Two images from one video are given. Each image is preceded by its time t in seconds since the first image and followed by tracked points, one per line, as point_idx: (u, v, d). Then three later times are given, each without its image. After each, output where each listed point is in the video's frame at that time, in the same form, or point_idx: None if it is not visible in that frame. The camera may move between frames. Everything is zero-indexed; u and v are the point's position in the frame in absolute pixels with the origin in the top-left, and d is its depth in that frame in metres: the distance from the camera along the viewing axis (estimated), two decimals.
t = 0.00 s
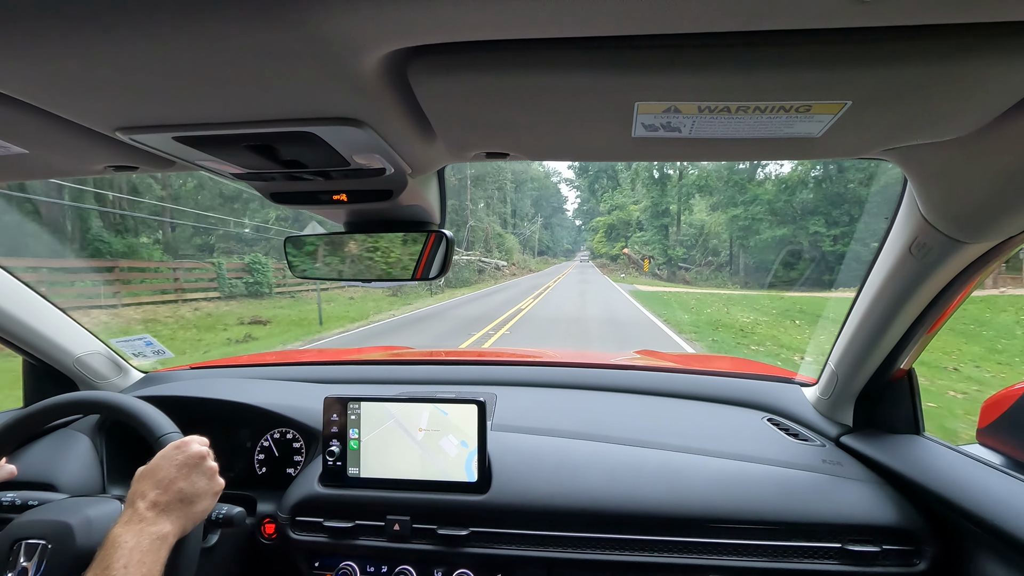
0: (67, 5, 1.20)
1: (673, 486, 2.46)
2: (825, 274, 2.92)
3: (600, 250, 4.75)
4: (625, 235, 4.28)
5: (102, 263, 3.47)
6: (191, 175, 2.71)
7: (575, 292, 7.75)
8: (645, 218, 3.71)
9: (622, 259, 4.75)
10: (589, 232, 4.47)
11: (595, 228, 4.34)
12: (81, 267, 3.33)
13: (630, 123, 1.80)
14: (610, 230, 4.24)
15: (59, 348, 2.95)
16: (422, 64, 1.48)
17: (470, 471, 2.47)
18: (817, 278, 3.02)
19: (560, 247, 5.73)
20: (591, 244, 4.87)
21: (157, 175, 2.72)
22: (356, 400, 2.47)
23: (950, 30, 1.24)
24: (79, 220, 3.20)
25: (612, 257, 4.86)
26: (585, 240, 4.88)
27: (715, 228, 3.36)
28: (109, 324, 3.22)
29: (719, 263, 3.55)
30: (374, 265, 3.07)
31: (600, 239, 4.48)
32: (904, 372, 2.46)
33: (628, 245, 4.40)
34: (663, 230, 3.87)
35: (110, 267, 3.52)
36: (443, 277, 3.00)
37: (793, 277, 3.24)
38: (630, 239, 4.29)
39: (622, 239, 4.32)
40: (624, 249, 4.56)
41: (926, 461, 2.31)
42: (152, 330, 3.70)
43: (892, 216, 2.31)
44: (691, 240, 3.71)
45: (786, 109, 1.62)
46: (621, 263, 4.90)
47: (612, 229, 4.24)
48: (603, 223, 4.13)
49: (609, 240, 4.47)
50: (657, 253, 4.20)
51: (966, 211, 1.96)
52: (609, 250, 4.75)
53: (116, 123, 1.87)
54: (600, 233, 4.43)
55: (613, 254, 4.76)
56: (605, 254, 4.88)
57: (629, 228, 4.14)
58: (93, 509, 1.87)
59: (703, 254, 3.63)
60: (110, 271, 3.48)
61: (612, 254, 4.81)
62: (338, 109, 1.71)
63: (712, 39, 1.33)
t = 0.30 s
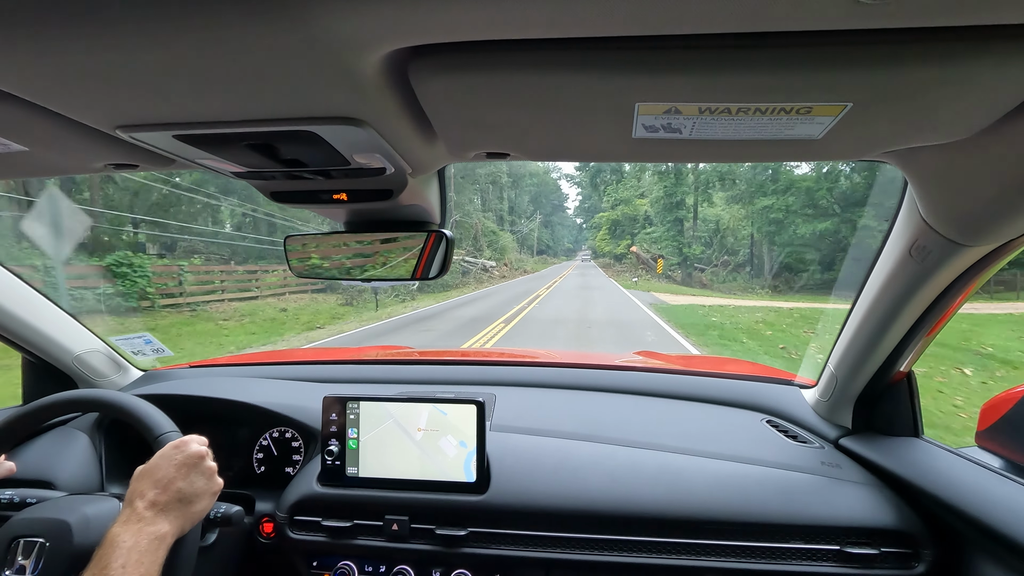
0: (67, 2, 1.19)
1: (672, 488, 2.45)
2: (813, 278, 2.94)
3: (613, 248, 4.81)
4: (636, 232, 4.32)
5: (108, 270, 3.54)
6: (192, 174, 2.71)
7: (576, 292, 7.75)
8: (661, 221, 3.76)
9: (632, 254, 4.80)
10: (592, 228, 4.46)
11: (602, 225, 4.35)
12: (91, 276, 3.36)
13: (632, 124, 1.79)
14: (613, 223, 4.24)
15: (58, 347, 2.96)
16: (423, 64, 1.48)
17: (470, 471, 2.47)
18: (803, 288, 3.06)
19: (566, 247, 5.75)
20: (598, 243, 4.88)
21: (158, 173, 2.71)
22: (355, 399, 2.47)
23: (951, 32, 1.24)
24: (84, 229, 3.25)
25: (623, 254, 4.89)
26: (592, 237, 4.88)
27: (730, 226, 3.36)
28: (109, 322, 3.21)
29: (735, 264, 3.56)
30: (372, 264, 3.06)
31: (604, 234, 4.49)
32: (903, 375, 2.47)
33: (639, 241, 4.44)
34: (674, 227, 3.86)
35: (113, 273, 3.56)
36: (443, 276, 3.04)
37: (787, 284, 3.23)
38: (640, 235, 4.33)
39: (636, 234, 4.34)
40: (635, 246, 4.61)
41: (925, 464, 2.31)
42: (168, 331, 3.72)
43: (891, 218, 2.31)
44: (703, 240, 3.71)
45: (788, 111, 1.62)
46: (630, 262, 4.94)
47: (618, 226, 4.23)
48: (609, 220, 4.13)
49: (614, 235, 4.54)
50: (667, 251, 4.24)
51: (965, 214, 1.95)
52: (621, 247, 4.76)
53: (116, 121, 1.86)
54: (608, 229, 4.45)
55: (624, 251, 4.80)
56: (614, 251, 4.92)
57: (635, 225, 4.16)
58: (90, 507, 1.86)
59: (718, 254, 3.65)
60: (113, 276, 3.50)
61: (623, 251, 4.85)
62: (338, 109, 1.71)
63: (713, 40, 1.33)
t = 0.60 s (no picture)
0: (66, 7, 1.19)
1: (673, 489, 2.45)
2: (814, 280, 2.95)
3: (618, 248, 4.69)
4: (645, 230, 4.18)
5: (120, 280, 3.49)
6: (192, 177, 2.72)
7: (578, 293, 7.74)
8: (676, 220, 3.67)
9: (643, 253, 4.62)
10: (594, 227, 4.42)
11: (609, 224, 4.25)
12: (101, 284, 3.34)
13: (632, 124, 1.79)
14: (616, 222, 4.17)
15: (60, 349, 2.95)
16: (421, 66, 1.48)
17: (470, 472, 2.46)
18: (806, 289, 3.03)
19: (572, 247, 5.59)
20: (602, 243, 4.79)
21: (158, 175, 2.72)
22: (356, 401, 2.46)
23: (951, 32, 1.24)
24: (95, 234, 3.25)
25: (633, 254, 4.72)
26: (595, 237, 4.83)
27: (741, 219, 3.25)
28: (109, 326, 3.21)
29: (757, 264, 3.35)
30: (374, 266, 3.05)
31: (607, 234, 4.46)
32: (904, 375, 2.47)
33: (651, 240, 4.27)
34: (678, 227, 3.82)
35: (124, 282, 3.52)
36: (444, 278, 3.02)
37: (785, 284, 3.21)
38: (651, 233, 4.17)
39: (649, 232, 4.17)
40: (648, 245, 4.41)
41: (925, 464, 2.30)
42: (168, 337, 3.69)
43: (893, 219, 2.30)
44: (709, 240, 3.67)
45: (788, 112, 1.62)
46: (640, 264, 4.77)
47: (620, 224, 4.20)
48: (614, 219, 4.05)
49: (618, 233, 4.42)
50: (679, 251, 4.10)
51: (967, 215, 1.95)
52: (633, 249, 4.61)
53: (116, 124, 1.87)
54: (612, 229, 4.38)
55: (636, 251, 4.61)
56: (623, 252, 4.75)
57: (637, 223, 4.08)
58: (90, 509, 1.86)
59: (734, 253, 3.53)
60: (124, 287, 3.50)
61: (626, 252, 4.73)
62: (337, 111, 1.71)
63: (714, 41, 1.32)
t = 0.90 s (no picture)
0: (66, 7, 1.19)
1: (676, 486, 2.45)
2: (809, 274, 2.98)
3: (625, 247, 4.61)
4: (656, 226, 4.10)
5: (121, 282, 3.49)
6: (192, 177, 2.72)
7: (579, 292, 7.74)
8: (671, 213, 3.64)
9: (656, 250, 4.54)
10: (596, 229, 4.37)
11: (614, 224, 4.20)
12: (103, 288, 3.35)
13: (631, 121, 1.79)
14: (614, 221, 4.16)
15: (62, 351, 2.96)
16: (421, 65, 1.48)
17: (472, 471, 2.47)
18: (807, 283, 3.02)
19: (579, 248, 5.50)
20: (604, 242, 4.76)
21: (159, 176, 2.73)
22: (358, 400, 2.46)
23: (950, 27, 1.24)
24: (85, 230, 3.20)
25: (645, 252, 4.63)
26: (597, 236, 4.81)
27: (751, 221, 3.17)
28: (111, 327, 3.22)
29: (766, 261, 3.31)
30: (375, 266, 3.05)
31: (610, 234, 4.43)
32: (905, 371, 2.46)
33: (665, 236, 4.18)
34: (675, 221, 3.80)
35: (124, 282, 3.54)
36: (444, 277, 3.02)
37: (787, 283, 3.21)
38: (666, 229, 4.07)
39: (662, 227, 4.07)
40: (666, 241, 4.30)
41: (928, 460, 2.30)
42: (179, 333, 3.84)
43: (894, 215, 2.30)
44: (722, 242, 3.58)
45: (788, 107, 1.61)
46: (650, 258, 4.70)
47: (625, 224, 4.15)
48: (616, 217, 4.00)
49: (625, 230, 4.29)
50: (697, 247, 3.97)
51: (968, 210, 1.94)
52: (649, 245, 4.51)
53: (116, 125, 1.87)
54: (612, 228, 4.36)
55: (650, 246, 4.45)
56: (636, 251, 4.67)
57: (643, 221, 3.99)
58: (94, 510, 1.87)
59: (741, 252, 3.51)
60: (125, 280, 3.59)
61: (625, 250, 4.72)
62: (337, 110, 1.71)
63: (713, 37, 1.32)
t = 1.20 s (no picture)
0: (67, 9, 1.19)
1: (679, 484, 2.45)
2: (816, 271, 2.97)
3: (631, 245, 4.60)
4: (670, 221, 4.07)
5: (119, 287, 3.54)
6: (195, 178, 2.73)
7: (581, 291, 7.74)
8: (678, 208, 3.61)
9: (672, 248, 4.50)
10: (599, 226, 4.42)
11: (625, 220, 4.16)
12: (106, 292, 3.39)
13: (633, 120, 1.78)
14: (615, 219, 4.15)
15: (66, 353, 2.96)
16: (422, 64, 1.48)
17: (476, 470, 2.47)
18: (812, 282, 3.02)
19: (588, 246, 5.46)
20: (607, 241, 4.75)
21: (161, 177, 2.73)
22: (361, 401, 2.46)
23: (954, 24, 1.23)
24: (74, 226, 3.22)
25: (655, 251, 4.64)
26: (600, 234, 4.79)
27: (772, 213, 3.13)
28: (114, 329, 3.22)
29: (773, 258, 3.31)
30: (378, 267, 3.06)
31: (616, 230, 4.40)
32: (909, 369, 2.46)
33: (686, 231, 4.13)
34: (687, 214, 3.78)
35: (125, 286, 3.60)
36: (446, 278, 2.97)
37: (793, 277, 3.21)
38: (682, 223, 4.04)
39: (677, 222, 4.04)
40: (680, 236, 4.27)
41: (932, 458, 2.29)
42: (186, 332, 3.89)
43: (895, 213, 2.30)
44: (761, 238, 3.38)
45: (789, 105, 1.61)
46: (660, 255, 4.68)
47: (631, 219, 4.12)
48: (620, 214, 3.98)
49: (632, 227, 4.35)
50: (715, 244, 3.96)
51: (971, 207, 1.94)
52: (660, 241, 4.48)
53: (118, 127, 1.87)
54: (615, 225, 4.35)
55: (658, 246, 4.52)
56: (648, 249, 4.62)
57: (653, 215, 3.98)
58: (98, 512, 1.87)
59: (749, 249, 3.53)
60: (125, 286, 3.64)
61: (624, 247, 4.73)
62: (339, 111, 1.71)
63: (715, 36, 1.32)
